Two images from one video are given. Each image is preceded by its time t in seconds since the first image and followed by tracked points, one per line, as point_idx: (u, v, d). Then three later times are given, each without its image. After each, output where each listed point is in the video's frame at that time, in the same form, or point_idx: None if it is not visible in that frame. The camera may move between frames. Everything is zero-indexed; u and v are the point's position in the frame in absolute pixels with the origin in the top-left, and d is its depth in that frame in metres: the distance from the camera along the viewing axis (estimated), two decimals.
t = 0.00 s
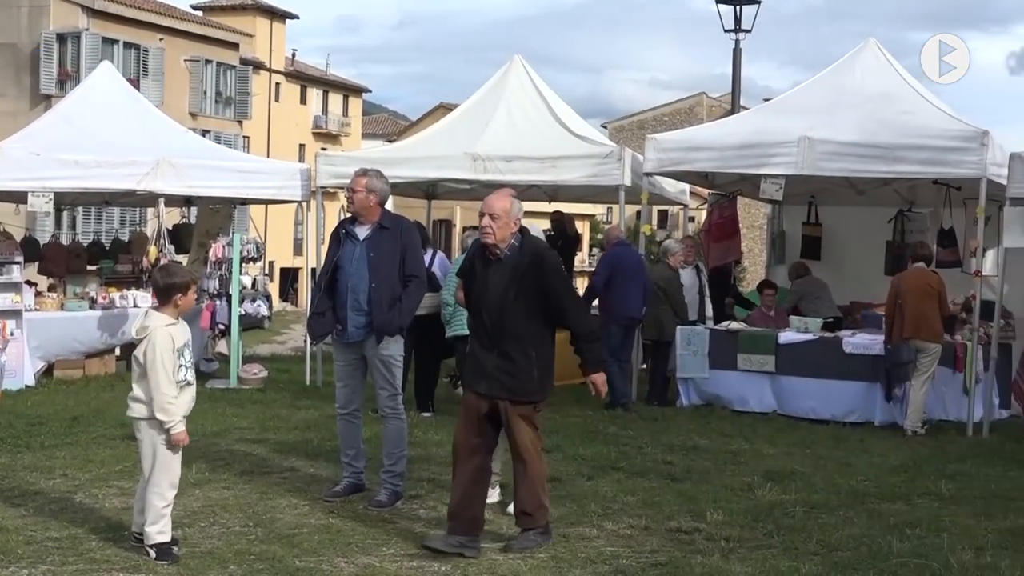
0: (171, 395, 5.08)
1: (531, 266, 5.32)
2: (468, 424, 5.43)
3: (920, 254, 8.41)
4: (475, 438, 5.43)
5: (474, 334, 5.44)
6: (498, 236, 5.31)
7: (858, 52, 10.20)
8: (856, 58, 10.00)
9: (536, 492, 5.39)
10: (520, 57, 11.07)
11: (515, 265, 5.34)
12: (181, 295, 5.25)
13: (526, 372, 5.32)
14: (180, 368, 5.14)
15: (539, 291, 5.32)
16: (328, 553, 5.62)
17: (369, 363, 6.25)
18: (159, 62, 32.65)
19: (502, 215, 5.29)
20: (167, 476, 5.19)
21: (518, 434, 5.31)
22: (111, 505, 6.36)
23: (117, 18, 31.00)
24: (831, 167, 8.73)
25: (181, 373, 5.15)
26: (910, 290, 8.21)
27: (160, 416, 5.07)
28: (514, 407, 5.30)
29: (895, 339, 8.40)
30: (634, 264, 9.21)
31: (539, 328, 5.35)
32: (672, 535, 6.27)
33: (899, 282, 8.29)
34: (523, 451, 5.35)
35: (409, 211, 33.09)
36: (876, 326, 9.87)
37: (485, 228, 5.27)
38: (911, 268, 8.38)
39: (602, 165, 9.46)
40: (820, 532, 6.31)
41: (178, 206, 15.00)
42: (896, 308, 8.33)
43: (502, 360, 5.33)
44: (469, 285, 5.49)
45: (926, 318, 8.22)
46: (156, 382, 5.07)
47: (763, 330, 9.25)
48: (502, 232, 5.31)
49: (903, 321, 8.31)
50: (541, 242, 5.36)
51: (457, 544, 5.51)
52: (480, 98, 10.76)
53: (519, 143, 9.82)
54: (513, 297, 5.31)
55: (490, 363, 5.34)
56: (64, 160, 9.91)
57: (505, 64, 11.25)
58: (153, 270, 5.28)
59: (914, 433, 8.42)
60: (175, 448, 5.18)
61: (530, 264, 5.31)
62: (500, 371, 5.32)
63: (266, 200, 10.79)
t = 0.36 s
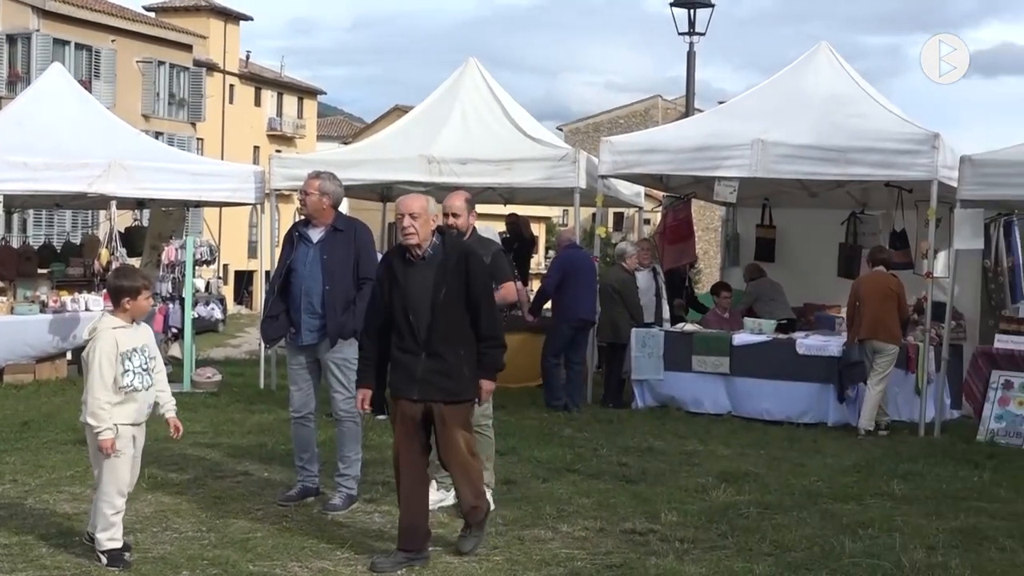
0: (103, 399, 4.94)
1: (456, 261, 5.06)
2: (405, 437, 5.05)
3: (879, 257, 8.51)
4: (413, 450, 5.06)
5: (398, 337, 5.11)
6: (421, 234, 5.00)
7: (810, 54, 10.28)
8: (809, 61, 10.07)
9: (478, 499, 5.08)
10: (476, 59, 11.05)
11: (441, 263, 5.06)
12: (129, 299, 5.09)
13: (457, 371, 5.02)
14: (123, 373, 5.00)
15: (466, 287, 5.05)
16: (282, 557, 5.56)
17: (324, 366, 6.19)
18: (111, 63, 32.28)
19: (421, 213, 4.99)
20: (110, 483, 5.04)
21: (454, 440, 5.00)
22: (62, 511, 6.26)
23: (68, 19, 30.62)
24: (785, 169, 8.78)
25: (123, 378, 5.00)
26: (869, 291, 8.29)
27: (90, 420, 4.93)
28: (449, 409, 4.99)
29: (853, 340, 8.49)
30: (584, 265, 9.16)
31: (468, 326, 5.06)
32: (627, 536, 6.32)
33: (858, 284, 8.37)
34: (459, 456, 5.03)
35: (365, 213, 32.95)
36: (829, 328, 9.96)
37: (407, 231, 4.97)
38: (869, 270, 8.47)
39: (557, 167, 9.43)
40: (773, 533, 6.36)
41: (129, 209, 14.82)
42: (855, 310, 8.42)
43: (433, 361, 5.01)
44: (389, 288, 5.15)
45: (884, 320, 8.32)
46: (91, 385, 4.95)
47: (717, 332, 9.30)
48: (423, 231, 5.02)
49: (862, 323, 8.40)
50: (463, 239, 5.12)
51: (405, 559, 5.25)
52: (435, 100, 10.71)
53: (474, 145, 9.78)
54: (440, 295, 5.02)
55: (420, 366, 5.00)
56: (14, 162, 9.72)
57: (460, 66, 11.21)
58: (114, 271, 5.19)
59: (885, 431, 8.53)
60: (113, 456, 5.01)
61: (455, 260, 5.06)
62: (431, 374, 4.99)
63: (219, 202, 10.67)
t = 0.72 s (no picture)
0: (34, 401, 4.73)
1: (401, 269, 4.84)
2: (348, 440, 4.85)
3: (847, 260, 8.74)
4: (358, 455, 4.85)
5: (336, 347, 4.84)
6: (370, 241, 4.77)
7: (770, 59, 10.34)
8: (769, 65, 10.12)
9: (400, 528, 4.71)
10: (436, 62, 11.02)
11: (385, 270, 4.84)
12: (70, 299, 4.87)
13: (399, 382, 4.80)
14: (59, 376, 4.79)
15: (411, 296, 4.84)
16: (241, 562, 5.51)
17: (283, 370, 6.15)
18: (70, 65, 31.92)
19: (370, 219, 4.76)
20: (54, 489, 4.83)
21: (385, 455, 4.71)
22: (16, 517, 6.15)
23: (26, 20, 30.26)
24: (745, 173, 8.81)
25: (59, 381, 4.79)
26: (839, 292, 8.54)
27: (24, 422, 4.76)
28: (390, 421, 4.75)
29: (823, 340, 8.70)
30: (535, 268, 9.13)
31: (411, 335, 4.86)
32: (588, 539, 6.37)
33: (828, 285, 8.61)
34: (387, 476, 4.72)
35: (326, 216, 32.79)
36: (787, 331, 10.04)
37: (357, 238, 4.73)
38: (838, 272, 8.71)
39: (517, 171, 9.41)
40: (733, 535, 6.40)
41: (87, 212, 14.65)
42: (825, 311, 8.65)
43: (374, 372, 4.77)
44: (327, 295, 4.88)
45: (853, 320, 8.56)
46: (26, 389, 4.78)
47: (677, 335, 9.33)
48: (372, 237, 4.80)
49: (832, 323, 8.63)
50: (407, 245, 4.91)
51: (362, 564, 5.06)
52: (395, 104, 10.67)
53: (435, 149, 9.74)
54: (385, 305, 4.79)
55: (361, 378, 4.75)
56: None
57: (421, 68, 11.17)
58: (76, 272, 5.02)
59: (843, 433, 8.55)
60: (53, 462, 4.79)
61: (400, 268, 4.84)
62: (373, 385, 4.75)
63: (177, 205, 10.56)
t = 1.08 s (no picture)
0: None
1: (374, 275, 4.44)
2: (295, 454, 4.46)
3: (818, 258, 8.76)
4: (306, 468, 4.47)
5: (296, 346, 4.48)
6: (347, 241, 4.40)
7: (733, 60, 10.38)
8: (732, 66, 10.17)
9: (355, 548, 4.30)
10: (400, 61, 10.97)
11: (357, 274, 4.44)
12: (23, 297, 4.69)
13: (359, 393, 4.40)
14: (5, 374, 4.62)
15: (381, 304, 4.45)
16: (203, 563, 5.47)
17: (247, 370, 6.11)
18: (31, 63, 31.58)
19: (347, 218, 4.38)
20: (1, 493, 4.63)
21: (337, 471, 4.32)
22: None
23: None
24: (709, 173, 8.84)
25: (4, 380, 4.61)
26: (812, 291, 8.53)
27: None
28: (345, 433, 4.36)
29: (796, 339, 8.72)
30: (490, 269, 9.04)
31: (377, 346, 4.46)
32: (552, 538, 6.38)
33: (801, 284, 8.61)
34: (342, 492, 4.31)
35: (290, 216, 32.64)
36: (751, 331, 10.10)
37: (332, 236, 4.35)
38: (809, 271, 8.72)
39: (482, 171, 9.38)
40: (697, 533, 6.44)
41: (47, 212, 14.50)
42: (798, 309, 8.66)
43: (333, 379, 4.39)
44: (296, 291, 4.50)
45: (827, 318, 8.58)
46: None
47: (641, 334, 9.36)
48: (349, 237, 4.42)
49: (805, 321, 8.65)
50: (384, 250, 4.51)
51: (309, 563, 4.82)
52: (359, 104, 10.61)
53: (398, 148, 9.69)
54: (353, 311, 4.39)
55: (319, 383, 4.38)
56: None
57: (385, 69, 11.12)
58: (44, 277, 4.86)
59: (808, 432, 8.59)
60: None
61: (373, 273, 4.44)
62: (330, 393, 4.37)
63: (139, 204, 10.46)
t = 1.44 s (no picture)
0: None
1: (333, 273, 4.25)
2: (253, 465, 4.25)
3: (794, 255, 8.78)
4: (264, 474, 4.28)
5: (260, 351, 4.31)
6: (288, 243, 4.23)
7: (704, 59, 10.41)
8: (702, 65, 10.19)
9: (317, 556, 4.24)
10: (371, 60, 10.94)
11: (317, 274, 4.26)
12: None
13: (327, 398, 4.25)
14: None
15: (344, 304, 4.27)
16: (173, 563, 5.44)
17: (218, 369, 6.08)
18: None
19: (296, 219, 4.23)
20: None
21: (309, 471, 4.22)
22: None
23: None
24: (679, 172, 8.85)
25: None
26: (795, 287, 8.58)
27: None
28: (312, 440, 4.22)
29: (779, 337, 8.73)
30: (453, 267, 9.15)
31: (341, 348, 4.28)
32: (522, 537, 6.38)
33: (783, 281, 8.65)
34: (315, 497, 4.23)
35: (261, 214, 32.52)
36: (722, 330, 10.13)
37: (270, 232, 4.20)
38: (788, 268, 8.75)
39: (454, 170, 9.36)
40: (666, 531, 6.45)
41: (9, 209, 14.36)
42: (781, 306, 8.68)
43: (298, 384, 4.23)
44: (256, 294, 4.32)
45: (809, 315, 8.63)
46: None
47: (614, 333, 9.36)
48: (293, 239, 4.24)
49: (789, 318, 8.66)
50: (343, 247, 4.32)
51: None
52: (330, 102, 10.58)
53: (369, 147, 9.67)
54: (314, 313, 4.22)
55: (284, 390, 4.21)
56: None
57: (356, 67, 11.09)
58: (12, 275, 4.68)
59: (781, 428, 8.70)
60: None
61: (333, 272, 4.25)
62: (296, 400, 4.21)
63: (108, 202, 10.40)
